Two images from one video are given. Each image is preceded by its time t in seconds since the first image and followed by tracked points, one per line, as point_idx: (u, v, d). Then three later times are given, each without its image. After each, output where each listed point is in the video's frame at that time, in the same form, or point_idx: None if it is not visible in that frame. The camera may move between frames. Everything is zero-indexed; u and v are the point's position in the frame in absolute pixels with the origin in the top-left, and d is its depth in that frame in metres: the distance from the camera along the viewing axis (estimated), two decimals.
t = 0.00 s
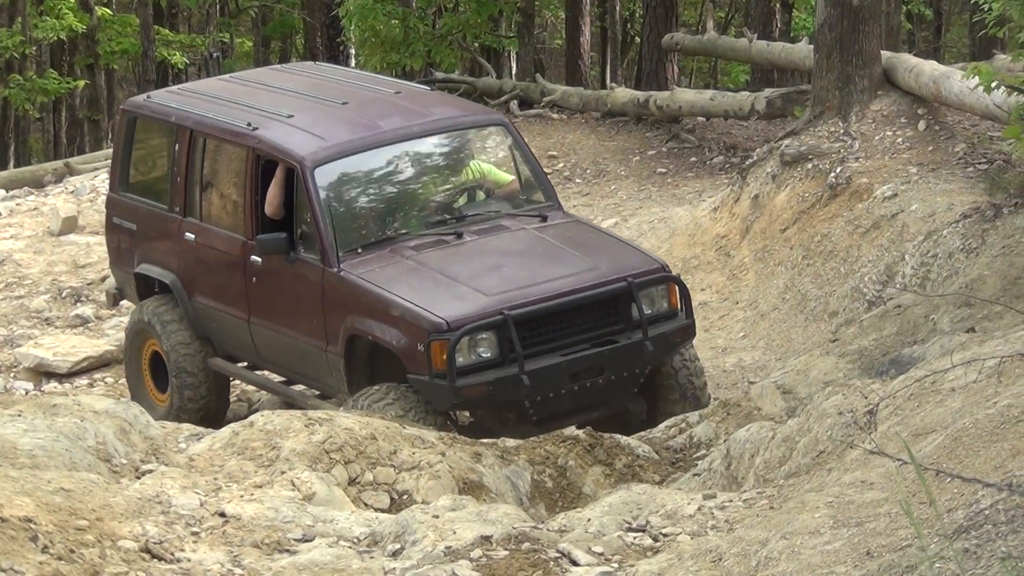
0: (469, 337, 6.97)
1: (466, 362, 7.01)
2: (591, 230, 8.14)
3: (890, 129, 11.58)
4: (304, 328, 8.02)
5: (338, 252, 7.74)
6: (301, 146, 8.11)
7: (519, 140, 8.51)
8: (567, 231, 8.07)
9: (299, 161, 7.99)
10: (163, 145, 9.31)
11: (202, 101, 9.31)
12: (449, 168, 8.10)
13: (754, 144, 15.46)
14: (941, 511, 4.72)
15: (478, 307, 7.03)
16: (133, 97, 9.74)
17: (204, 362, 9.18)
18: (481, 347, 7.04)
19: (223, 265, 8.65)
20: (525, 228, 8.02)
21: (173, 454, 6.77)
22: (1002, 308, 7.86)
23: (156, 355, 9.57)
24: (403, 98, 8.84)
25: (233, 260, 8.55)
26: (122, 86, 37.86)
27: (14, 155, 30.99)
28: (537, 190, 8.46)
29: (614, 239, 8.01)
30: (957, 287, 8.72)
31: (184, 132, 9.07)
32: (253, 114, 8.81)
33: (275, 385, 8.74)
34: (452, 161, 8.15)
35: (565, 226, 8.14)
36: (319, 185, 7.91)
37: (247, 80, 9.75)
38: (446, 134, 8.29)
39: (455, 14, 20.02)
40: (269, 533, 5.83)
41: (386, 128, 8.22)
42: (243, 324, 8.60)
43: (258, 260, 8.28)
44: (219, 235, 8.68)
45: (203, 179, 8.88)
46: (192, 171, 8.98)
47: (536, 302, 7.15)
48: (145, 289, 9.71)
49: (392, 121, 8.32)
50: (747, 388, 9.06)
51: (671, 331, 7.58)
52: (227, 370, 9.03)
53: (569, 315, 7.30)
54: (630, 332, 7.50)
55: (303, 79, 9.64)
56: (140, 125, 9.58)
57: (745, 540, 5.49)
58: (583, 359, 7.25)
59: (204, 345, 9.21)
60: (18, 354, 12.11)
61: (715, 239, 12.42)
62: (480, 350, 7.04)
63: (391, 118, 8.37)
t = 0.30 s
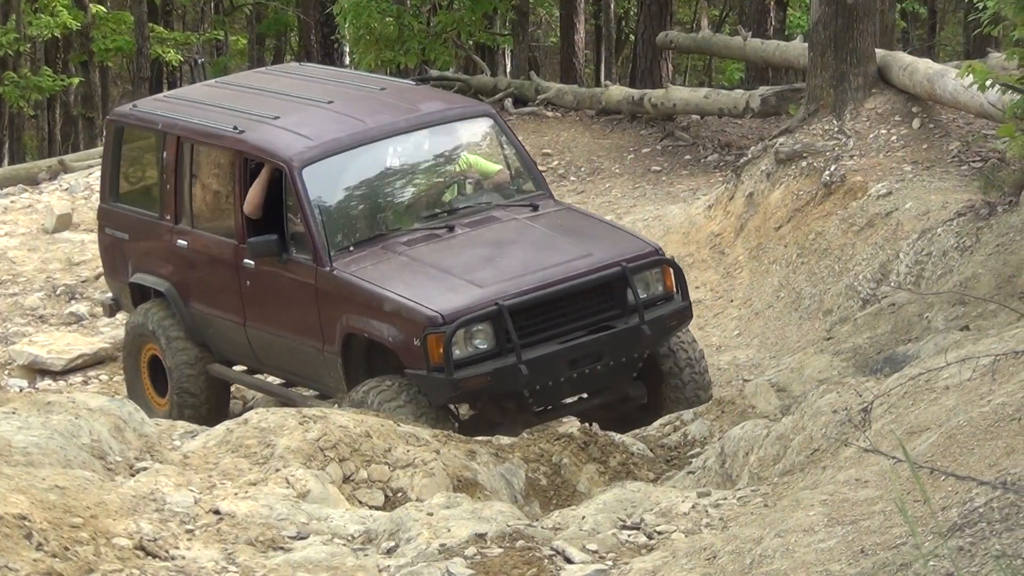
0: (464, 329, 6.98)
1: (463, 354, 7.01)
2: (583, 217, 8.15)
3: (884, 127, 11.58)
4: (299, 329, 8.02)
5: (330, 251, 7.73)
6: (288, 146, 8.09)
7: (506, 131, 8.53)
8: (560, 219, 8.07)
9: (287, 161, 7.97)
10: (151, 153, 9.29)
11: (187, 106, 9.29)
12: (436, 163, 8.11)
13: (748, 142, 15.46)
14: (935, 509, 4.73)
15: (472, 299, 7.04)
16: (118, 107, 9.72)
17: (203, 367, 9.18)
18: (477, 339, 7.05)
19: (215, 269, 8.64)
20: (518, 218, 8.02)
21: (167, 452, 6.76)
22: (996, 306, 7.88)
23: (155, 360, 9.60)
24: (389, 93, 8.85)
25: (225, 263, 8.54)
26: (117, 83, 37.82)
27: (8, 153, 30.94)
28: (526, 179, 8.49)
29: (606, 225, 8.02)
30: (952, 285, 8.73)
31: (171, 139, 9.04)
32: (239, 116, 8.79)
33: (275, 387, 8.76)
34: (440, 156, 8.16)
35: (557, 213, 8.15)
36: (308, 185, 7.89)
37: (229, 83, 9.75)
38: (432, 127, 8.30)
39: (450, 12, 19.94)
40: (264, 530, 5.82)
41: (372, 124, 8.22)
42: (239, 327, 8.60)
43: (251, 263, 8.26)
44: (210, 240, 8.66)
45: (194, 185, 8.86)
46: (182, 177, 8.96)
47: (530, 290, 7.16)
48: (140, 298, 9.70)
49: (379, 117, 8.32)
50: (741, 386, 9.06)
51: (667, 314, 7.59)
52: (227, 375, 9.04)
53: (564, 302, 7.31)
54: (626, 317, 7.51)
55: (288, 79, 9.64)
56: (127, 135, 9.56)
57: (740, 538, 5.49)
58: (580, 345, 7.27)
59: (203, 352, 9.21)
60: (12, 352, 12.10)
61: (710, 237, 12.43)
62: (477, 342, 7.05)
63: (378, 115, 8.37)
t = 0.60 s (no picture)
0: (480, 317, 6.96)
1: (479, 342, 6.99)
2: (595, 210, 8.16)
3: (881, 124, 11.57)
4: (312, 322, 8.01)
5: (344, 243, 7.74)
6: (300, 140, 8.09)
7: (519, 126, 8.54)
8: (572, 213, 8.08)
9: (299, 154, 7.97)
10: (160, 152, 9.29)
11: (197, 105, 9.29)
12: (448, 156, 8.11)
13: (745, 139, 15.45)
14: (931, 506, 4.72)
15: (487, 287, 7.02)
16: (127, 107, 9.72)
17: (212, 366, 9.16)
18: (492, 327, 7.02)
19: (226, 265, 8.63)
20: (530, 211, 8.02)
21: (164, 448, 6.76)
22: (993, 303, 7.88)
23: (162, 363, 9.55)
24: (401, 89, 8.86)
25: (236, 259, 8.52)
26: (113, 80, 37.78)
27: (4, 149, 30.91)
28: (539, 174, 8.50)
29: (619, 218, 8.03)
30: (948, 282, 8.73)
31: (181, 137, 9.05)
32: (249, 113, 8.80)
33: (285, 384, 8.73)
34: (451, 150, 8.16)
35: (569, 207, 8.17)
36: (321, 178, 7.89)
37: (239, 82, 9.76)
38: (444, 121, 8.30)
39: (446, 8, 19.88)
40: (260, 527, 5.82)
41: (384, 117, 8.22)
42: (249, 324, 8.58)
43: (262, 257, 8.26)
44: (220, 236, 8.66)
45: (204, 183, 8.87)
46: (192, 175, 8.97)
47: (546, 279, 7.15)
48: (149, 301, 9.70)
49: (390, 111, 8.32)
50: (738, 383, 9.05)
51: (683, 305, 7.61)
52: (237, 373, 9.01)
53: (579, 292, 7.31)
54: (641, 307, 7.52)
55: (298, 79, 9.65)
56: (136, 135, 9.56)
57: (736, 535, 5.49)
58: (595, 334, 7.27)
59: (212, 350, 9.19)
60: (8, 348, 12.09)
61: (707, 234, 12.44)
62: (492, 330, 7.02)
63: (389, 109, 8.37)
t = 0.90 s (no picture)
0: (516, 317, 6.97)
1: (514, 343, 7.00)
2: (629, 220, 8.17)
3: (875, 122, 11.57)
4: (339, 326, 8.00)
5: (376, 244, 7.72)
6: (333, 141, 8.09)
7: (553, 137, 8.54)
8: (605, 222, 8.09)
9: (333, 154, 7.96)
10: (186, 157, 9.31)
11: (227, 110, 9.31)
12: (482, 162, 8.10)
13: (738, 137, 15.43)
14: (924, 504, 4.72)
15: (523, 288, 7.03)
16: (154, 111, 9.75)
17: (231, 373, 9.14)
18: (528, 329, 7.04)
19: (250, 269, 8.62)
20: (563, 220, 8.02)
21: (158, 446, 6.74)
22: (986, 300, 7.86)
23: (183, 380, 9.54)
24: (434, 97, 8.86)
25: (261, 263, 8.52)
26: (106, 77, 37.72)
27: None
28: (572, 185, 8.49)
29: (655, 227, 8.03)
30: (941, 280, 8.72)
31: (209, 141, 9.06)
32: (281, 117, 8.80)
33: (308, 391, 8.72)
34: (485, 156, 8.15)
35: (602, 217, 8.18)
36: (354, 177, 7.88)
37: (269, 91, 9.78)
38: (478, 127, 8.29)
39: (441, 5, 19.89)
40: (253, 525, 5.80)
41: (418, 121, 8.21)
42: (273, 329, 8.57)
43: (290, 260, 8.25)
44: (245, 240, 8.65)
45: (230, 187, 8.87)
46: (218, 179, 8.98)
47: (583, 283, 7.16)
48: (168, 312, 9.68)
49: (424, 116, 8.32)
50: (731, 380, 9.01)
51: (718, 315, 7.61)
52: (258, 380, 8.99)
53: (615, 298, 7.32)
54: (677, 316, 7.52)
55: (328, 88, 9.66)
56: (161, 140, 9.57)
57: (728, 533, 5.48)
58: (631, 340, 7.28)
59: (232, 357, 9.17)
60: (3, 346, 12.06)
61: (700, 231, 12.44)
62: (528, 332, 7.05)
63: (423, 114, 8.36)
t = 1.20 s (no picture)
0: (524, 289, 6.96)
1: (523, 315, 6.98)
2: (640, 208, 8.15)
3: (865, 120, 11.58)
4: (350, 316, 7.98)
5: (384, 229, 7.71)
6: (342, 132, 8.11)
7: (563, 130, 8.54)
8: (616, 209, 8.08)
9: (342, 144, 7.98)
10: (194, 166, 9.33)
11: (236, 119, 9.35)
12: (492, 152, 8.10)
13: (728, 134, 15.43)
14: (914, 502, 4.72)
15: (532, 261, 7.03)
16: (162, 127, 9.81)
17: (242, 379, 9.11)
18: (537, 301, 7.02)
19: (259, 268, 8.60)
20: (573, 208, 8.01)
21: (148, 444, 6.72)
22: (975, 297, 7.87)
23: (192, 394, 9.52)
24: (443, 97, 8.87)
25: (269, 260, 8.50)
26: (96, 74, 37.62)
27: None
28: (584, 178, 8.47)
29: (665, 212, 8.03)
30: (931, 277, 8.74)
31: (217, 147, 9.09)
32: (289, 119, 8.84)
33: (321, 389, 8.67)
34: (495, 146, 8.15)
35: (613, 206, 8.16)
36: (362, 166, 7.89)
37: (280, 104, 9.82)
38: (487, 119, 8.30)
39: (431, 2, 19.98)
40: (244, 523, 5.79)
41: (426, 114, 8.23)
42: (283, 327, 8.54)
43: (299, 254, 8.24)
44: (253, 240, 8.64)
45: (238, 190, 8.89)
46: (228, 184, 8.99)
47: (592, 257, 7.16)
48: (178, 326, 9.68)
49: (433, 110, 8.34)
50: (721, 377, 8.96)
51: (730, 292, 7.60)
52: (270, 382, 8.95)
53: (626, 272, 7.31)
54: (688, 292, 7.50)
55: (337, 98, 9.70)
56: (168, 152, 9.60)
57: (718, 530, 5.48)
58: (641, 313, 7.27)
59: (243, 363, 9.13)
60: None
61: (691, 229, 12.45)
62: (537, 304, 7.02)
63: (432, 108, 8.38)
